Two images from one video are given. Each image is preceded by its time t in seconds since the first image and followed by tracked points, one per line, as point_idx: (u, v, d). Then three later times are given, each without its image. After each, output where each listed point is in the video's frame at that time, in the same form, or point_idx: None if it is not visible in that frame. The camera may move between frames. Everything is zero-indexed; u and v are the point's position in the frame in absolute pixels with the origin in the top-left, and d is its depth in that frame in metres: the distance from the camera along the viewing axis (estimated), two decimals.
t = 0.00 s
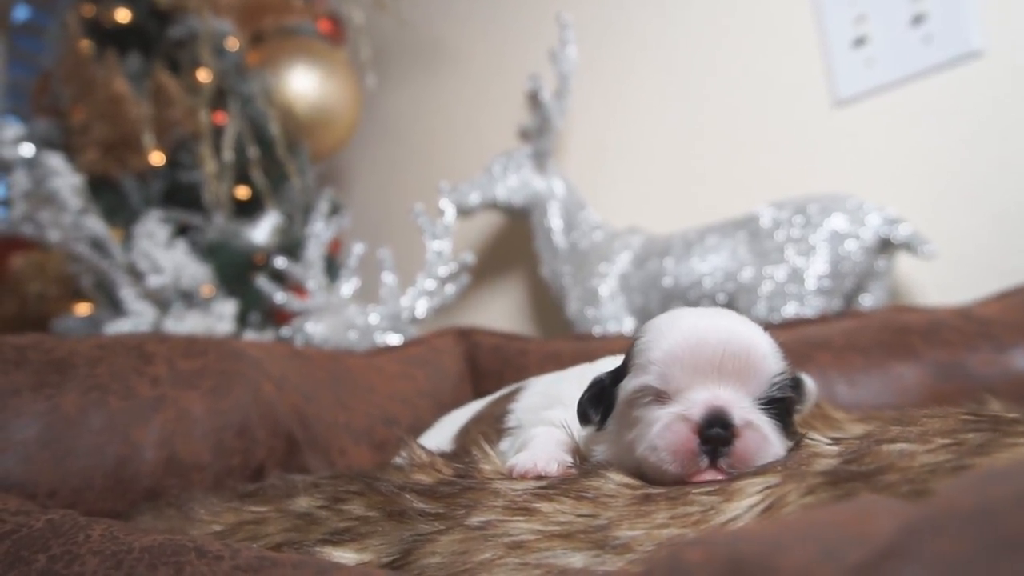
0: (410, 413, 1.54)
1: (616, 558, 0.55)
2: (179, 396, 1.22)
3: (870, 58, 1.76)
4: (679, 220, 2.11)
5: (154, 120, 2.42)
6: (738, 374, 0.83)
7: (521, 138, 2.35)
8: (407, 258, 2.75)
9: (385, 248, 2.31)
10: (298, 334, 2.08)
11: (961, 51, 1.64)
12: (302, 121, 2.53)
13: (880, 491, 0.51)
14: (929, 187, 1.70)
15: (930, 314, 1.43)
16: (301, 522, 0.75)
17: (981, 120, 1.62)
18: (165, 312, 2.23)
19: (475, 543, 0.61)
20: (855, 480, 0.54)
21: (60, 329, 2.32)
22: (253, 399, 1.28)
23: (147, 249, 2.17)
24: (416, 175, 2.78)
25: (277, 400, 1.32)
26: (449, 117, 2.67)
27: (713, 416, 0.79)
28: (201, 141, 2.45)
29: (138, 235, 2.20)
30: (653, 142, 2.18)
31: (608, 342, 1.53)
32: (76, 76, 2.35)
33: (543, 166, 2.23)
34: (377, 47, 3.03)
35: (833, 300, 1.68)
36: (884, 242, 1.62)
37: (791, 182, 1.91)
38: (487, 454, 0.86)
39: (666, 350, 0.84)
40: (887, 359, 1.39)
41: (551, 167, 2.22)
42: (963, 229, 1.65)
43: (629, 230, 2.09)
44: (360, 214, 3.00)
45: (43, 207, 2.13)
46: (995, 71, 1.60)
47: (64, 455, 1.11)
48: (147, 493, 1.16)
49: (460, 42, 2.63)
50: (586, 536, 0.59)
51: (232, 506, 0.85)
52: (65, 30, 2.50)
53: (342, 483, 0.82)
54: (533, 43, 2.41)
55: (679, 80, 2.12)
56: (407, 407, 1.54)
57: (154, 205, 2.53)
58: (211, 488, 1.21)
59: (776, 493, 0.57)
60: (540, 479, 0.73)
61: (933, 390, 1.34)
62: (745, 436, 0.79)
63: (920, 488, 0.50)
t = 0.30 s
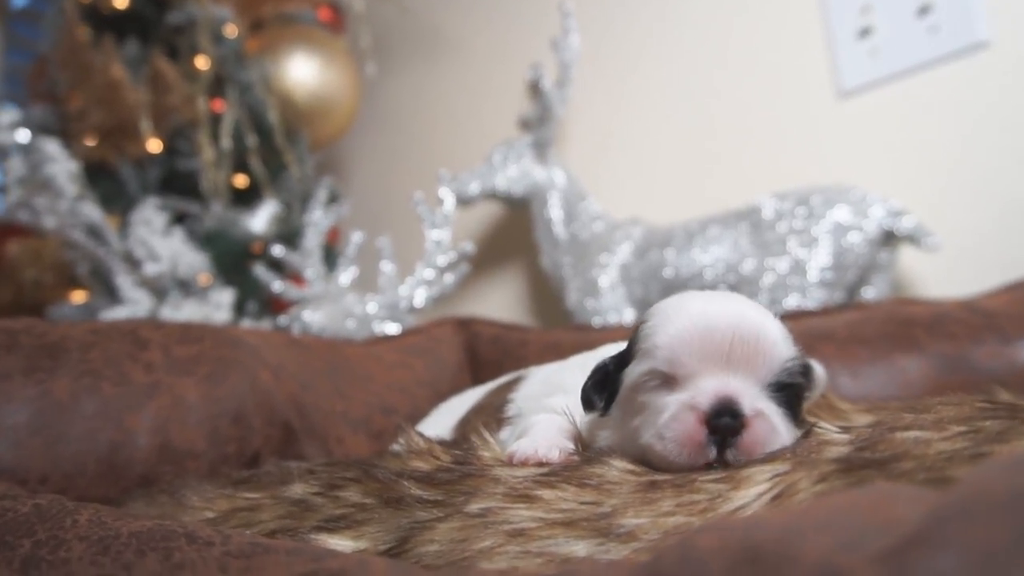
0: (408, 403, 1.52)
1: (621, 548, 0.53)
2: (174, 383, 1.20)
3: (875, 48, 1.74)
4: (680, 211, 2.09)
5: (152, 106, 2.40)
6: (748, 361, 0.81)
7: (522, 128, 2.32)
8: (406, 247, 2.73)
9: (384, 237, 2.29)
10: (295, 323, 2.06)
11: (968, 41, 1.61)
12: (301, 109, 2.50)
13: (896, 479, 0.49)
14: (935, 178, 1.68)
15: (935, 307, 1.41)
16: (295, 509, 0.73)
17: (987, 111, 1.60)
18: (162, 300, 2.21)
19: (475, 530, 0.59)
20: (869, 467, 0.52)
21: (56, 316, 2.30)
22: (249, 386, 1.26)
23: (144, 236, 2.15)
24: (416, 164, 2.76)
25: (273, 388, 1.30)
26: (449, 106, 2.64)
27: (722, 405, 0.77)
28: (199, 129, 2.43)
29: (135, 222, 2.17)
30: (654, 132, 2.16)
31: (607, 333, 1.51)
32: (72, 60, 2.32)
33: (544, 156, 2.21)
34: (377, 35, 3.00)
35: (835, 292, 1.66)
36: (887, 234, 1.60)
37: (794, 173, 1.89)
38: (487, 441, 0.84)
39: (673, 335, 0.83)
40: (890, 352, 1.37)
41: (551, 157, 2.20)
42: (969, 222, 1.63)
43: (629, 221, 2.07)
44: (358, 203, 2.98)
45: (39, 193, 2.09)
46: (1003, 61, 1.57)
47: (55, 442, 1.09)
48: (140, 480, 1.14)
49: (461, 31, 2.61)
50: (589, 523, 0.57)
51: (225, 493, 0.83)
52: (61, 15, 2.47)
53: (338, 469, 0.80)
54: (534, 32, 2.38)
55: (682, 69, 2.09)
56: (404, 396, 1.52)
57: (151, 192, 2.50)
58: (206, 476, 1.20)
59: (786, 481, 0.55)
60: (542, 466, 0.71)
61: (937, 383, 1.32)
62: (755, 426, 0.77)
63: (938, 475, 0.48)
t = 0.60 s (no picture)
0: (402, 400, 1.51)
1: (617, 551, 0.52)
2: (165, 380, 1.19)
3: (872, 43, 1.73)
4: (676, 207, 2.08)
5: (144, 101, 2.38)
6: (747, 353, 0.81)
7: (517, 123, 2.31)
8: (400, 243, 2.71)
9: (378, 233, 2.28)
10: (289, 319, 2.05)
11: (964, 37, 1.61)
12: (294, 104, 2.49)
13: (895, 480, 0.49)
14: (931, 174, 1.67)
15: (931, 303, 1.40)
16: (287, 510, 0.73)
17: (983, 106, 1.60)
18: (154, 296, 2.20)
19: (469, 533, 0.59)
20: (869, 468, 0.52)
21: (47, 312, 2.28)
22: (243, 383, 1.25)
23: (136, 232, 2.13)
24: (411, 159, 2.75)
25: (266, 385, 1.29)
26: (444, 100, 2.63)
27: (723, 394, 0.77)
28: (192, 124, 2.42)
29: (127, 217, 2.15)
30: (650, 127, 2.15)
31: (602, 330, 1.51)
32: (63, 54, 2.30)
33: (539, 151, 2.20)
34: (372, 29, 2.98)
35: (831, 288, 1.65)
36: (883, 230, 1.60)
37: (790, 169, 1.88)
38: (481, 440, 0.84)
39: (672, 328, 0.82)
40: (887, 348, 1.37)
41: (546, 152, 2.19)
42: (965, 217, 1.62)
43: (625, 217, 2.06)
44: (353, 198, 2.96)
45: (31, 187, 2.07)
46: (1000, 57, 1.57)
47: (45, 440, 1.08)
48: (130, 478, 1.13)
49: (456, 25, 2.59)
50: (585, 526, 0.56)
51: (216, 493, 0.82)
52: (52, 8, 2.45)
53: (331, 469, 0.79)
54: (529, 26, 2.37)
55: (678, 64, 2.08)
56: (399, 394, 1.51)
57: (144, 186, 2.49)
58: (198, 474, 1.18)
59: (784, 483, 0.55)
60: (537, 467, 0.70)
61: (934, 379, 1.32)
62: (756, 416, 0.76)
63: (939, 477, 0.48)
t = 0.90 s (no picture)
0: (394, 399, 1.51)
1: (601, 550, 0.52)
2: (155, 379, 1.19)
3: (866, 42, 1.73)
4: (670, 206, 2.08)
5: (138, 98, 2.37)
6: (727, 364, 0.81)
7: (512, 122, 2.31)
8: (395, 241, 2.71)
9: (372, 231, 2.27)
10: (282, 318, 2.05)
11: (957, 36, 1.61)
12: (289, 101, 2.49)
13: (878, 480, 0.49)
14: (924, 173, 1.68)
15: (923, 302, 1.41)
16: (274, 509, 0.73)
17: (976, 106, 1.60)
18: (148, 294, 2.20)
19: (454, 532, 0.59)
20: (852, 468, 0.52)
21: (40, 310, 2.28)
22: (234, 382, 1.25)
23: (130, 230, 2.13)
24: (405, 157, 2.74)
25: (258, 384, 1.29)
26: (439, 98, 2.62)
27: (702, 412, 0.77)
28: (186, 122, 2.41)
29: (121, 215, 2.15)
30: (644, 126, 2.15)
31: (595, 329, 1.51)
32: (56, 51, 2.30)
33: (533, 150, 2.20)
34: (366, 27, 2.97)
35: (824, 287, 1.66)
36: (876, 229, 1.60)
37: (785, 168, 1.88)
38: (469, 440, 0.84)
39: (652, 339, 0.82)
40: (879, 347, 1.37)
41: (541, 151, 2.19)
42: (959, 217, 1.62)
43: (619, 215, 2.06)
44: (347, 197, 2.96)
45: (24, 184, 2.07)
46: (992, 56, 1.57)
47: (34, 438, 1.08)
48: (120, 477, 1.13)
49: (451, 23, 2.59)
50: (570, 525, 0.56)
51: (204, 492, 0.82)
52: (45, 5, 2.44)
53: (319, 468, 0.79)
54: (524, 25, 2.37)
55: (672, 62, 2.08)
56: (391, 392, 1.51)
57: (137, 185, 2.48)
58: (188, 473, 1.18)
59: (768, 483, 0.55)
60: (524, 466, 0.70)
61: (926, 378, 1.32)
62: (735, 431, 0.76)
63: (921, 476, 0.48)
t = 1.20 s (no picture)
0: (393, 405, 1.51)
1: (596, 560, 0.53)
2: (153, 385, 1.19)
3: (863, 49, 1.73)
4: (669, 211, 2.09)
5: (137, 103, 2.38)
6: (724, 369, 0.81)
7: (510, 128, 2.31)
8: (393, 246, 2.71)
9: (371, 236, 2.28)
10: (281, 323, 2.05)
11: (954, 44, 1.61)
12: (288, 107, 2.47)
13: (873, 492, 0.49)
14: (921, 180, 1.68)
15: (920, 309, 1.41)
16: (271, 517, 0.73)
17: (973, 113, 1.60)
18: (146, 298, 2.19)
19: (450, 542, 0.59)
20: (847, 480, 0.52)
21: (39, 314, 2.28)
22: (232, 388, 1.25)
23: (128, 235, 2.12)
24: (404, 162, 2.75)
25: (255, 391, 1.29)
26: (438, 104, 2.63)
27: (700, 413, 0.77)
28: (185, 127, 2.42)
29: (119, 220, 2.14)
30: (643, 132, 2.15)
31: (592, 335, 1.51)
32: (55, 56, 2.30)
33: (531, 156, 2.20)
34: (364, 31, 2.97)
35: (821, 294, 1.66)
36: (873, 236, 1.60)
37: (783, 175, 1.89)
38: (466, 448, 0.84)
39: (649, 344, 0.82)
40: (877, 354, 1.37)
41: (539, 156, 2.20)
42: (956, 224, 1.63)
43: (618, 221, 2.06)
44: (345, 201, 2.96)
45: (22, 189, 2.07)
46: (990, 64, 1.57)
47: (32, 445, 1.08)
48: (117, 484, 1.13)
49: (450, 28, 2.59)
50: (565, 536, 0.56)
51: (201, 500, 0.82)
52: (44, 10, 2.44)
53: (316, 476, 0.79)
54: (523, 30, 2.37)
55: (671, 69, 2.09)
56: (390, 398, 1.51)
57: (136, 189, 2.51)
58: (185, 480, 1.18)
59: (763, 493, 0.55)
60: (520, 475, 0.70)
61: (923, 386, 1.32)
62: (733, 433, 0.76)
63: (914, 488, 0.48)
